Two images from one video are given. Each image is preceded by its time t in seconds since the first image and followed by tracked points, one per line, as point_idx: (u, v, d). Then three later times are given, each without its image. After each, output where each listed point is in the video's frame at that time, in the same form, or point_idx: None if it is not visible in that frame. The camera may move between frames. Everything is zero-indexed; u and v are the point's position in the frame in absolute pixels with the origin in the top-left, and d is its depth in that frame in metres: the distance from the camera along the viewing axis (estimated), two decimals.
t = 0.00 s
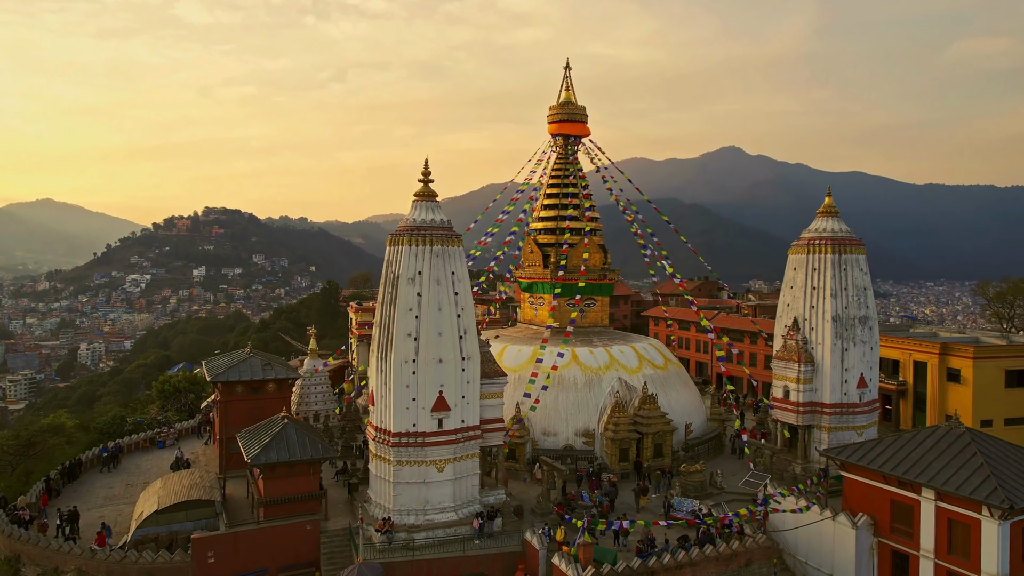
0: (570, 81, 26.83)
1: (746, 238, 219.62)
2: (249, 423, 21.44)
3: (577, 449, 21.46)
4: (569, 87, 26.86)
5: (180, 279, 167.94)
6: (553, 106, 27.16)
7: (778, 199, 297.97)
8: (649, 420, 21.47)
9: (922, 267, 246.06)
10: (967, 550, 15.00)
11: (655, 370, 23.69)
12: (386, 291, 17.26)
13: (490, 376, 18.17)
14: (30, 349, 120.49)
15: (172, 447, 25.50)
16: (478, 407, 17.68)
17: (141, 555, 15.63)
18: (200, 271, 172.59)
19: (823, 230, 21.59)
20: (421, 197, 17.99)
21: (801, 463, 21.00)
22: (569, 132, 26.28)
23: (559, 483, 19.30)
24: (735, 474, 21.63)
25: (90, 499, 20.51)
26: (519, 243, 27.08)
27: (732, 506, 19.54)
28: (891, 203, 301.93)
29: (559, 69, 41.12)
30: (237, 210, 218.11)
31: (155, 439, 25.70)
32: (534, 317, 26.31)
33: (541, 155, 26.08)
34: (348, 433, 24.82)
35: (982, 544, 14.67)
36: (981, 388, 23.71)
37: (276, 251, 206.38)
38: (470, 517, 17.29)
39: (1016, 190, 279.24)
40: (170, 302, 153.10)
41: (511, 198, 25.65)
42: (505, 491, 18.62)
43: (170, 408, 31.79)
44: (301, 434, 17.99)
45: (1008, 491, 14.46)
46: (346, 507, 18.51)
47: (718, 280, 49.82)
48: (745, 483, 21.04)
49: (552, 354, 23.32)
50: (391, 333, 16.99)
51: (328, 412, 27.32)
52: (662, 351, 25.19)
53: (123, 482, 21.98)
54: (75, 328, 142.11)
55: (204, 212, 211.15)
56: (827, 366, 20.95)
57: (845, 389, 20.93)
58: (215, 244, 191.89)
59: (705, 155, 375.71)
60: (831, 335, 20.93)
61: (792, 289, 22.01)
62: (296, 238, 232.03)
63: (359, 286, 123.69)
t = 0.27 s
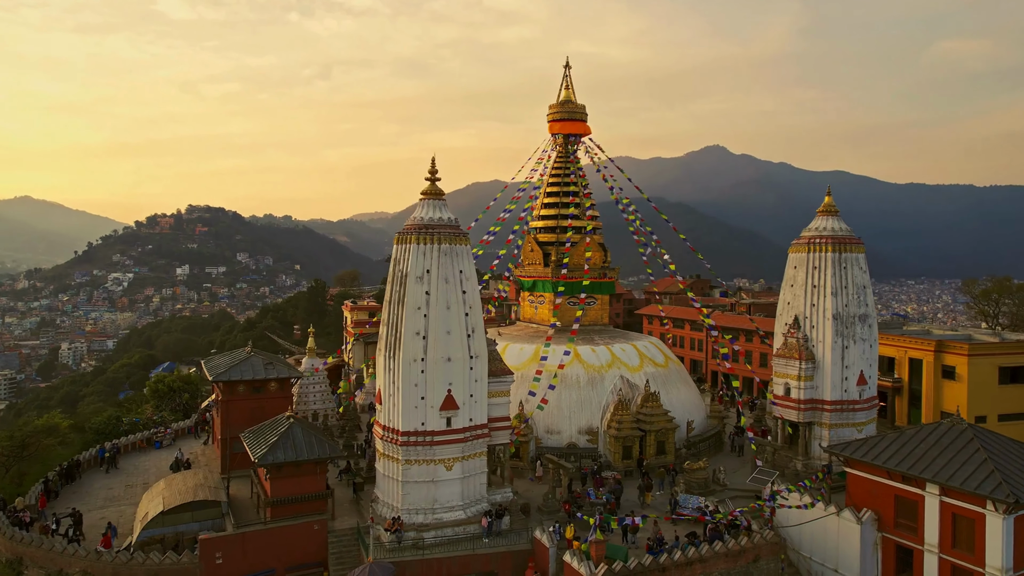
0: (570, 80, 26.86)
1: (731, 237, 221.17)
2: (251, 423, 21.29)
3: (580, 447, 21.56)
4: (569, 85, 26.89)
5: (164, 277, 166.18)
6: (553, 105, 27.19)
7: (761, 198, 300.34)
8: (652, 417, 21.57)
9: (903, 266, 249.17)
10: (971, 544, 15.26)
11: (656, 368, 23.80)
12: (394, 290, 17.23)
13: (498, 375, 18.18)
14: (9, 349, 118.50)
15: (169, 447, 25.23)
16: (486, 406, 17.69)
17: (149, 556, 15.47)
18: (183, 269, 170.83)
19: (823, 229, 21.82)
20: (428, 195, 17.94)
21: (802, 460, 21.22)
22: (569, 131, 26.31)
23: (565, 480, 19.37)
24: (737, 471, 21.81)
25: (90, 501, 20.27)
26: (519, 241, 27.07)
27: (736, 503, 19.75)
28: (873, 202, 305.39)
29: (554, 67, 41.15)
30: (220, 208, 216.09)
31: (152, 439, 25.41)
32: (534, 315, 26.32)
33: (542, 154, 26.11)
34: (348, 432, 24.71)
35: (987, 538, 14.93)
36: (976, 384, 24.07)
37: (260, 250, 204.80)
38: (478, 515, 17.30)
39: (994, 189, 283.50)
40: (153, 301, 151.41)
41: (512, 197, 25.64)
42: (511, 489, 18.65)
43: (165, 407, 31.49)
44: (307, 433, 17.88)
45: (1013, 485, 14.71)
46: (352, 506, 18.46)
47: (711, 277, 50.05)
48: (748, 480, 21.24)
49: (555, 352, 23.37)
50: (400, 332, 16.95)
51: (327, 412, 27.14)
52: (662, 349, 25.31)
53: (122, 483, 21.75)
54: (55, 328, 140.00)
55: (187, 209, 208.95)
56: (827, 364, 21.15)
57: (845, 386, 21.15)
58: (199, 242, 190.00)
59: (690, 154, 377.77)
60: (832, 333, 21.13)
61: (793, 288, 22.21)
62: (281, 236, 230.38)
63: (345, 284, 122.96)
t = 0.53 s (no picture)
0: (570, 79, 26.90)
1: (714, 235, 222.75)
2: (253, 423, 21.11)
3: (584, 445, 21.67)
4: (569, 84, 26.93)
5: (144, 276, 163.96)
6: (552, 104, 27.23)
7: (743, 197, 302.80)
8: (655, 415, 21.69)
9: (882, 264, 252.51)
10: (975, 538, 15.56)
11: (657, 366, 23.94)
12: (403, 288, 17.19)
13: (505, 373, 18.21)
14: None
15: (165, 448, 24.90)
16: (495, 405, 17.69)
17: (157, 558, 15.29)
18: (164, 267, 168.68)
19: (823, 228, 22.09)
20: (435, 193, 17.89)
21: (803, 456, 21.48)
22: (569, 129, 26.37)
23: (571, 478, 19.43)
24: (738, 468, 22.01)
25: (89, 503, 19.98)
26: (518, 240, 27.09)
27: (739, 499, 19.96)
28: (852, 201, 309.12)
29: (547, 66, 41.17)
30: (201, 206, 213.56)
31: (148, 440, 25.05)
32: (534, 314, 26.33)
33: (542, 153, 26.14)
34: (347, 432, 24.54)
35: (990, 532, 15.22)
36: (969, 381, 24.47)
37: (242, 248, 202.82)
38: (487, 514, 17.32)
39: (971, 189, 288.20)
40: (133, 300, 149.34)
41: (512, 196, 25.67)
42: (518, 488, 18.67)
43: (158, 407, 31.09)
44: (314, 433, 17.77)
45: (1016, 480, 15.01)
46: (359, 506, 18.37)
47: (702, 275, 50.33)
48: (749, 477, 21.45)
49: (557, 350, 23.42)
50: (409, 331, 16.91)
51: (325, 412, 26.29)
52: (662, 347, 25.43)
53: (121, 484, 21.46)
54: (32, 327, 137.43)
55: (167, 207, 206.26)
56: (828, 361, 21.41)
57: (845, 383, 21.41)
58: (180, 240, 187.67)
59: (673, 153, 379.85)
60: (832, 331, 21.39)
61: (793, 286, 22.44)
62: (263, 234, 228.28)
63: (329, 283, 122.16)
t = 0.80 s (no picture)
0: (569, 77, 26.93)
1: (695, 233, 224.33)
2: (255, 423, 20.91)
3: (588, 442, 21.80)
4: (568, 83, 26.97)
5: (121, 274, 161.29)
6: (551, 103, 27.27)
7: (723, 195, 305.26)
8: (657, 413, 21.84)
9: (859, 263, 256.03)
10: (978, 531, 15.89)
11: (658, 365, 24.09)
12: (413, 287, 17.15)
13: (513, 372, 18.25)
14: None
15: (162, 449, 24.60)
16: (504, 403, 17.69)
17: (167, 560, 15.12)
18: (142, 266, 166.13)
19: (822, 227, 22.38)
20: (444, 192, 17.85)
21: (802, 453, 21.82)
22: (569, 128, 26.45)
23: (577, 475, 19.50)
24: (739, 465, 22.27)
25: (89, 504, 19.68)
26: (517, 239, 27.12)
27: (743, 495, 20.22)
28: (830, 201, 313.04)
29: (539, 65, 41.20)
30: (179, 203, 210.59)
31: (144, 441, 24.73)
32: (533, 312, 26.36)
33: (542, 152, 26.20)
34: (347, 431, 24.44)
35: (993, 526, 15.55)
36: (961, 377, 24.93)
37: (222, 246, 200.39)
38: (497, 513, 17.34)
39: (945, 189, 293.22)
40: (109, 299, 146.82)
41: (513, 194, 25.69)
42: (527, 486, 18.70)
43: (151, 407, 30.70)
44: (322, 433, 17.63)
45: (1019, 475, 15.33)
46: (366, 505, 18.30)
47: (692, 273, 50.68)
48: (751, 474, 21.72)
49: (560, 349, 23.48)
50: (419, 330, 16.88)
51: (324, 412, 26.36)
52: (662, 345, 25.58)
53: (119, 486, 21.16)
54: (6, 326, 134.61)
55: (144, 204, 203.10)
56: (827, 359, 21.69)
57: (845, 380, 21.71)
58: (158, 237, 184.92)
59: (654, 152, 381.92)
60: (832, 328, 21.68)
61: (793, 285, 22.72)
62: (242, 231, 225.78)
63: (312, 281, 121.05)
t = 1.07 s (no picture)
0: (568, 77, 26.97)
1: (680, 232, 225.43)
2: (257, 423, 20.76)
3: (590, 441, 21.85)
4: (567, 82, 27.00)
5: (102, 273, 159.10)
6: (550, 102, 27.30)
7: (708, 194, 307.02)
8: (659, 411, 21.97)
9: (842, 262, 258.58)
10: (980, 526, 16.17)
11: (658, 363, 24.22)
12: (420, 286, 17.12)
13: (519, 371, 18.28)
14: None
15: (159, 450, 24.35)
16: (511, 402, 17.71)
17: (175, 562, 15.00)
18: (123, 264, 163.97)
19: (821, 227, 22.60)
20: (450, 191, 17.82)
21: (802, 450, 22.03)
22: (568, 128, 26.50)
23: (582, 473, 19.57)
24: (740, 463, 22.46)
25: (89, 507, 19.45)
26: (517, 238, 27.12)
27: (746, 493, 20.40)
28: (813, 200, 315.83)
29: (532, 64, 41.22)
30: (162, 201, 208.20)
31: (141, 442, 24.47)
32: (533, 311, 26.40)
33: (541, 151, 26.23)
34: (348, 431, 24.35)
35: (995, 521, 15.83)
36: (955, 374, 25.29)
37: (205, 244, 198.40)
38: (504, 512, 17.36)
39: (926, 189, 296.98)
40: (90, 298, 144.78)
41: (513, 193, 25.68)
42: (532, 485, 18.74)
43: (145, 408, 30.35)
44: (328, 433, 17.51)
45: (1020, 470, 15.60)
46: (372, 505, 18.24)
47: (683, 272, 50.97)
48: (752, 472, 21.90)
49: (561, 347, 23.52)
50: (427, 329, 16.85)
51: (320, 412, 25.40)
52: (661, 344, 25.71)
53: (119, 487, 20.93)
54: None
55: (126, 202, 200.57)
56: (827, 357, 21.92)
57: (844, 378, 21.95)
58: (140, 236, 182.67)
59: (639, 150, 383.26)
60: (831, 327, 21.90)
61: (792, 283, 22.93)
62: (226, 230, 223.68)
63: (299, 280, 120.15)
